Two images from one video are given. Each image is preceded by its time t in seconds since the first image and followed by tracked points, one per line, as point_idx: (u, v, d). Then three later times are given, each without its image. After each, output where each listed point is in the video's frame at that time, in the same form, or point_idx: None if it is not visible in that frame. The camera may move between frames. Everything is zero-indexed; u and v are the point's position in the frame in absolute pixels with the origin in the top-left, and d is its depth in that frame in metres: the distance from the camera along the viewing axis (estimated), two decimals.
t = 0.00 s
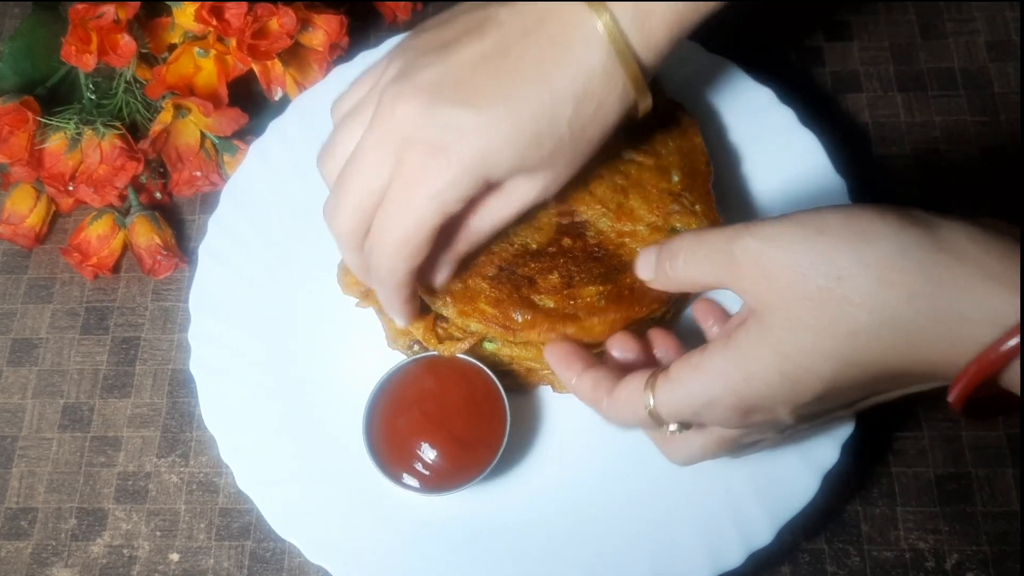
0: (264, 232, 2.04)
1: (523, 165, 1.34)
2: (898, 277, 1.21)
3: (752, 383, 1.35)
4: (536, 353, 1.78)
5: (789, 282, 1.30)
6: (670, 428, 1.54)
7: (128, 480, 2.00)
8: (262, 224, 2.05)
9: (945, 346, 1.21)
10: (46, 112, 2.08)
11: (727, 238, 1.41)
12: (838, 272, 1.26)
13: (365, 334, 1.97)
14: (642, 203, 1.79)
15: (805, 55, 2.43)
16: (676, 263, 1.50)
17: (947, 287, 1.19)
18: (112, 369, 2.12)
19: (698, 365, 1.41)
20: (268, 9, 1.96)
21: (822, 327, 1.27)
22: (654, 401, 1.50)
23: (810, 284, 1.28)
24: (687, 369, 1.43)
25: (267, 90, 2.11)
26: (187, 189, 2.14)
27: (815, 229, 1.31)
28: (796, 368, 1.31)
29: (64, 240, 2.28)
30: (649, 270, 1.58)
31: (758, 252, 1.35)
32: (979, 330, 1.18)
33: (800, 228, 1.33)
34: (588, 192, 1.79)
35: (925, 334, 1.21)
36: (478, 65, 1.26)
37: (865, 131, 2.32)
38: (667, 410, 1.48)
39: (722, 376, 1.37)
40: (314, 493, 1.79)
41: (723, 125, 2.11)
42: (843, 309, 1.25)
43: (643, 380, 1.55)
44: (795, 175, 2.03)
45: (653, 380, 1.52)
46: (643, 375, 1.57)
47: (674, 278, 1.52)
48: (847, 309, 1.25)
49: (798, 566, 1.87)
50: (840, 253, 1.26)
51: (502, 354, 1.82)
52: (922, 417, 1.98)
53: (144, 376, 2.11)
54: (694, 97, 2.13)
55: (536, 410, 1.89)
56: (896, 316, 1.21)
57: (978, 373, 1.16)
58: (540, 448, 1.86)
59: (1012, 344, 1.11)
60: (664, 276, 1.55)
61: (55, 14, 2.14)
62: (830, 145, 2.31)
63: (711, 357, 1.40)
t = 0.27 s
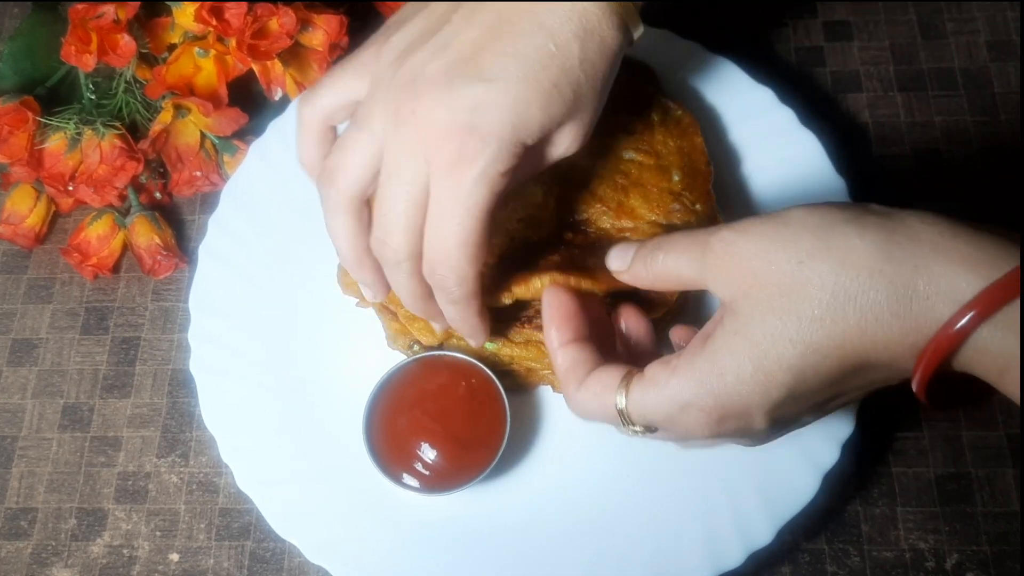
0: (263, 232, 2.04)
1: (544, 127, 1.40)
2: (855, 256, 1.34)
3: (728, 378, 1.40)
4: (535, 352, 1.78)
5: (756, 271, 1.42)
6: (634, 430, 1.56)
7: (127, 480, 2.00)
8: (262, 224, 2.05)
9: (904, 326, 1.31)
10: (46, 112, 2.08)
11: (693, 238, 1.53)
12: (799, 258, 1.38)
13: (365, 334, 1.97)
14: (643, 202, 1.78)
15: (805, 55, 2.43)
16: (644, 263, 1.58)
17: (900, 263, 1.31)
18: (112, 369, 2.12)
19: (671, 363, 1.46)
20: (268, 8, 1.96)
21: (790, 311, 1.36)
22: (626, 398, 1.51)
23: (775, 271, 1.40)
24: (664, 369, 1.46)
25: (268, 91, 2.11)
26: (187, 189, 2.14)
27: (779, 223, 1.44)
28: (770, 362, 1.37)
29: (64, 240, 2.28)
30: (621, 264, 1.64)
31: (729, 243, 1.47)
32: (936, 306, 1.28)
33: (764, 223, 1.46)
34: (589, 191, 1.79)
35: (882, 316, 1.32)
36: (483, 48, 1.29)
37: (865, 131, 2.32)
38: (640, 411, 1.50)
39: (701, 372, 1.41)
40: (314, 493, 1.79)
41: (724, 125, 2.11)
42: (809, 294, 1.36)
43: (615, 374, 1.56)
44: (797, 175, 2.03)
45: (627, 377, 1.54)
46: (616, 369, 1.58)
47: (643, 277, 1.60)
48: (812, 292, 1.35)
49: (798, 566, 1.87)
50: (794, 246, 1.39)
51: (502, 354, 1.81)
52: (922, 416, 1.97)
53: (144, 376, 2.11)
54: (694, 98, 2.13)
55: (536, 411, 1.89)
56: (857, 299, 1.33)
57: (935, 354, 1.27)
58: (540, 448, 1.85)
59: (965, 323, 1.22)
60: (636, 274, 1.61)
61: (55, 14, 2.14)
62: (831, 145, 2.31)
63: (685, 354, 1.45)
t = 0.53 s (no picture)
0: (263, 232, 2.04)
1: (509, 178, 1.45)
2: (856, 270, 1.34)
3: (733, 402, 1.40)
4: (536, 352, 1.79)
5: (756, 284, 1.43)
6: (659, 471, 1.57)
7: (128, 480, 2.00)
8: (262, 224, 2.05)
9: (906, 339, 1.31)
10: (46, 112, 2.08)
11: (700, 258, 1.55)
12: (799, 273, 1.38)
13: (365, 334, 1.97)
14: (643, 202, 1.79)
15: (805, 55, 2.43)
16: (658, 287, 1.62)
17: (899, 280, 1.31)
18: (112, 369, 2.12)
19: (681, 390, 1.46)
20: (268, 9, 1.96)
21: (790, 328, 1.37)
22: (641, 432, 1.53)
23: (774, 284, 1.40)
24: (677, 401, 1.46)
25: (268, 90, 2.11)
26: (187, 189, 2.14)
27: (779, 238, 1.45)
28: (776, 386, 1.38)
29: (64, 240, 2.28)
30: (633, 290, 1.69)
31: (730, 257, 1.49)
32: (936, 322, 1.29)
33: (762, 239, 1.48)
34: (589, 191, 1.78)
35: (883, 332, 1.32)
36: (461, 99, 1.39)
37: (865, 131, 2.32)
38: (655, 446, 1.51)
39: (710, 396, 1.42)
40: (314, 493, 1.79)
41: (724, 125, 2.10)
42: (811, 312, 1.35)
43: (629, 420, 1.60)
44: (797, 174, 2.03)
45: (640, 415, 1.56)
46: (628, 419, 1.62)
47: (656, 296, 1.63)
48: (812, 309, 1.35)
49: (798, 566, 1.87)
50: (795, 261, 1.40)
51: (502, 354, 1.82)
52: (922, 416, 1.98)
53: (144, 377, 2.11)
54: (694, 98, 2.13)
55: (536, 411, 1.89)
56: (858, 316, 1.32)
57: (937, 368, 1.27)
58: (540, 448, 1.86)
59: (969, 337, 1.22)
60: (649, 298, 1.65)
61: (55, 14, 2.14)
62: (831, 145, 2.31)
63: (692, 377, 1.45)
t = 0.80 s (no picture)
0: (264, 232, 2.04)
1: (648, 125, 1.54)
2: (903, 323, 1.33)
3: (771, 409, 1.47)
4: (535, 355, 1.79)
5: (801, 321, 1.42)
6: (711, 471, 1.62)
7: (127, 480, 2.00)
8: (262, 225, 2.05)
9: (951, 378, 1.33)
10: (46, 112, 2.08)
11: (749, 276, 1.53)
12: (845, 315, 1.38)
13: (365, 334, 1.97)
14: (643, 203, 1.78)
15: (805, 55, 2.43)
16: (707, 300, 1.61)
17: (948, 330, 1.31)
18: (112, 369, 2.12)
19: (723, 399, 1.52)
20: (268, 9, 1.96)
21: (830, 365, 1.40)
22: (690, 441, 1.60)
23: (820, 323, 1.40)
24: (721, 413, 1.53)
25: (268, 91, 2.12)
26: (187, 189, 2.14)
27: (824, 269, 1.42)
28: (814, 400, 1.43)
29: (64, 240, 2.28)
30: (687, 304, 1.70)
31: (767, 290, 1.48)
32: (983, 369, 1.30)
33: (795, 261, 1.47)
34: (588, 192, 1.80)
35: (930, 371, 1.34)
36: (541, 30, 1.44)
37: (866, 131, 2.32)
38: (702, 450, 1.57)
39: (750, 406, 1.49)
40: (315, 493, 1.79)
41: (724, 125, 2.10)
42: (860, 352, 1.37)
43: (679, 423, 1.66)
44: (795, 173, 2.04)
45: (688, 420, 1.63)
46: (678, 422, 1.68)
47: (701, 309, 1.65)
48: (858, 341, 1.37)
49: (798, 566, 1.87)
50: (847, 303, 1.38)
51: (502, 355, 1.81)
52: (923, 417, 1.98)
53: (144, 377, 2.11)
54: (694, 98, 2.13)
55: (536, 411, 1.89)
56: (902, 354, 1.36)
57: (995, 409, 1.26)
58: (539, 448, 1.85)
59: None
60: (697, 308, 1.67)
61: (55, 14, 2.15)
62: (831, 145, 2.31)
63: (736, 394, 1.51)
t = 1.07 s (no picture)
0: (264, 232, 2.04)
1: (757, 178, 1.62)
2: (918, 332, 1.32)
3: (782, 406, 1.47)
4: (535, 355, 1.79)
5: (806, 327, 1.42)
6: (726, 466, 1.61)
7: (127, 480, 2.00)
8: (262, 225, 2.05)
9: (968, 381, 1.32)
10: (45, 112, 2.08)
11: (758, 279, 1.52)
12: (859, 323, 1.37)
13: (366, 334, 1.97)
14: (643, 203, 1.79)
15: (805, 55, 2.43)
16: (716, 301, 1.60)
17: (964, 335, 1.30)
18: (112, 369, 2.12)
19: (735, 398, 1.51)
20: (268, 9, 1.96)
21: (845, 372, 1.40)
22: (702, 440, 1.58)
23: (830, 330, 1.40)
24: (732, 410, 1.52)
25: (267, 91, 2.12)
26: (187, 189, 2.14)
27: (833, 276, 1.40)
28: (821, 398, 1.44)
29: (64, 240, 2.28)
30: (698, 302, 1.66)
31: (773, 298, 1.47)
32: (1000, 376, 1.29)
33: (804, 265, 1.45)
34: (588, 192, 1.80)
35: (947, 376, 1.34)
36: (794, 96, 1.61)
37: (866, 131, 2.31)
38: (715, 446, 1.56)
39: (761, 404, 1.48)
40: (315, 493, 1.79)
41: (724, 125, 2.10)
42: (872, 360, 1.38)
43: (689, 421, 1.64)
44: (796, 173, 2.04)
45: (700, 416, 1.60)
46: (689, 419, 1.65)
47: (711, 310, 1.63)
48: (875, 351, 1.36)
49: (798, 566, 1.87)
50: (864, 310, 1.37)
51: (502, 355, 1.81)
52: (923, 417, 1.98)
53: (144, 377, 2.11)
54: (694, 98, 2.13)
55: (536, 411, 1.89)
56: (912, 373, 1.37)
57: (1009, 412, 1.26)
58: (539, 448, 1.86)
59: None
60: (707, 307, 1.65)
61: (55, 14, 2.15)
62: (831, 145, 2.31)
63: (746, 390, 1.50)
